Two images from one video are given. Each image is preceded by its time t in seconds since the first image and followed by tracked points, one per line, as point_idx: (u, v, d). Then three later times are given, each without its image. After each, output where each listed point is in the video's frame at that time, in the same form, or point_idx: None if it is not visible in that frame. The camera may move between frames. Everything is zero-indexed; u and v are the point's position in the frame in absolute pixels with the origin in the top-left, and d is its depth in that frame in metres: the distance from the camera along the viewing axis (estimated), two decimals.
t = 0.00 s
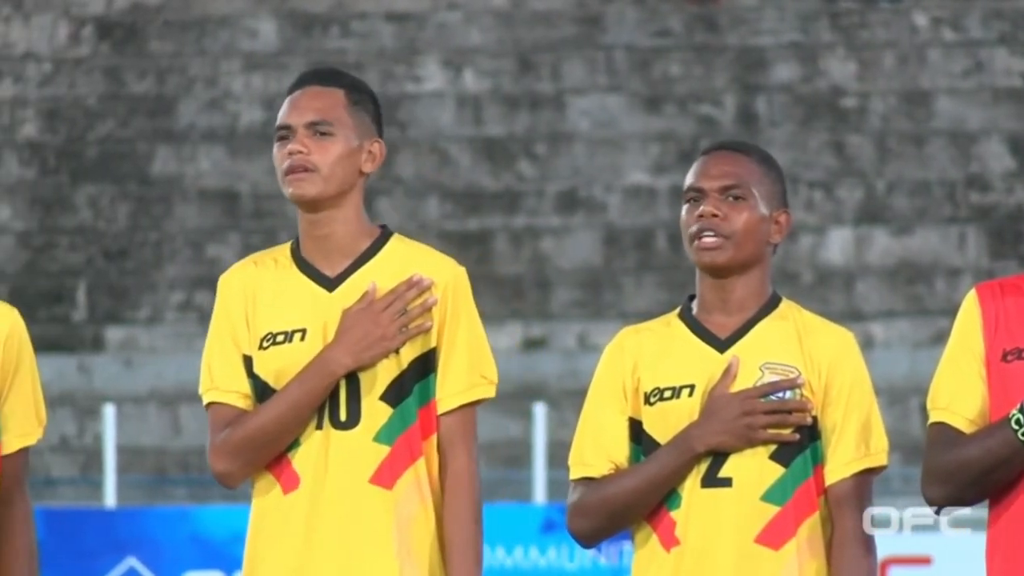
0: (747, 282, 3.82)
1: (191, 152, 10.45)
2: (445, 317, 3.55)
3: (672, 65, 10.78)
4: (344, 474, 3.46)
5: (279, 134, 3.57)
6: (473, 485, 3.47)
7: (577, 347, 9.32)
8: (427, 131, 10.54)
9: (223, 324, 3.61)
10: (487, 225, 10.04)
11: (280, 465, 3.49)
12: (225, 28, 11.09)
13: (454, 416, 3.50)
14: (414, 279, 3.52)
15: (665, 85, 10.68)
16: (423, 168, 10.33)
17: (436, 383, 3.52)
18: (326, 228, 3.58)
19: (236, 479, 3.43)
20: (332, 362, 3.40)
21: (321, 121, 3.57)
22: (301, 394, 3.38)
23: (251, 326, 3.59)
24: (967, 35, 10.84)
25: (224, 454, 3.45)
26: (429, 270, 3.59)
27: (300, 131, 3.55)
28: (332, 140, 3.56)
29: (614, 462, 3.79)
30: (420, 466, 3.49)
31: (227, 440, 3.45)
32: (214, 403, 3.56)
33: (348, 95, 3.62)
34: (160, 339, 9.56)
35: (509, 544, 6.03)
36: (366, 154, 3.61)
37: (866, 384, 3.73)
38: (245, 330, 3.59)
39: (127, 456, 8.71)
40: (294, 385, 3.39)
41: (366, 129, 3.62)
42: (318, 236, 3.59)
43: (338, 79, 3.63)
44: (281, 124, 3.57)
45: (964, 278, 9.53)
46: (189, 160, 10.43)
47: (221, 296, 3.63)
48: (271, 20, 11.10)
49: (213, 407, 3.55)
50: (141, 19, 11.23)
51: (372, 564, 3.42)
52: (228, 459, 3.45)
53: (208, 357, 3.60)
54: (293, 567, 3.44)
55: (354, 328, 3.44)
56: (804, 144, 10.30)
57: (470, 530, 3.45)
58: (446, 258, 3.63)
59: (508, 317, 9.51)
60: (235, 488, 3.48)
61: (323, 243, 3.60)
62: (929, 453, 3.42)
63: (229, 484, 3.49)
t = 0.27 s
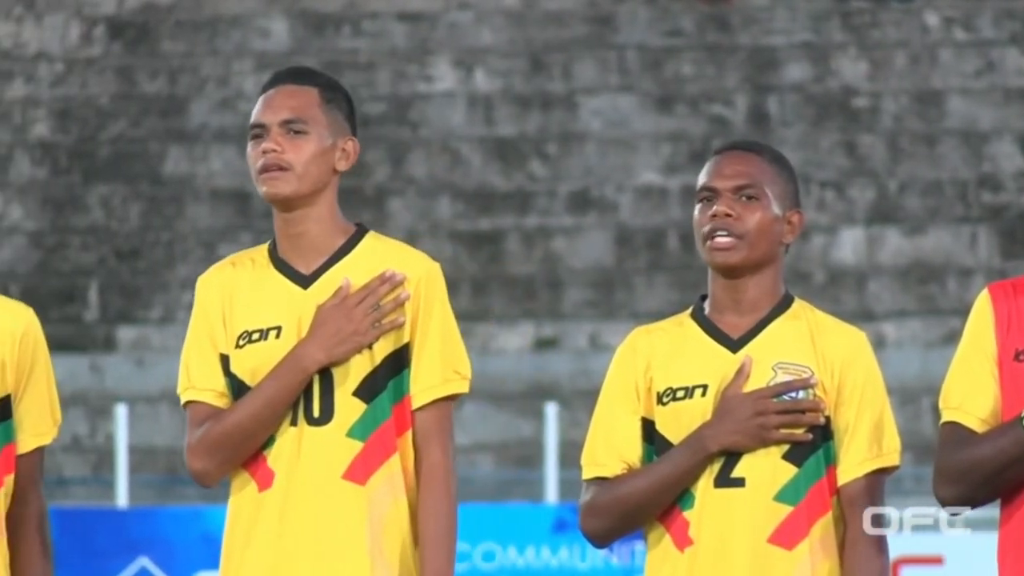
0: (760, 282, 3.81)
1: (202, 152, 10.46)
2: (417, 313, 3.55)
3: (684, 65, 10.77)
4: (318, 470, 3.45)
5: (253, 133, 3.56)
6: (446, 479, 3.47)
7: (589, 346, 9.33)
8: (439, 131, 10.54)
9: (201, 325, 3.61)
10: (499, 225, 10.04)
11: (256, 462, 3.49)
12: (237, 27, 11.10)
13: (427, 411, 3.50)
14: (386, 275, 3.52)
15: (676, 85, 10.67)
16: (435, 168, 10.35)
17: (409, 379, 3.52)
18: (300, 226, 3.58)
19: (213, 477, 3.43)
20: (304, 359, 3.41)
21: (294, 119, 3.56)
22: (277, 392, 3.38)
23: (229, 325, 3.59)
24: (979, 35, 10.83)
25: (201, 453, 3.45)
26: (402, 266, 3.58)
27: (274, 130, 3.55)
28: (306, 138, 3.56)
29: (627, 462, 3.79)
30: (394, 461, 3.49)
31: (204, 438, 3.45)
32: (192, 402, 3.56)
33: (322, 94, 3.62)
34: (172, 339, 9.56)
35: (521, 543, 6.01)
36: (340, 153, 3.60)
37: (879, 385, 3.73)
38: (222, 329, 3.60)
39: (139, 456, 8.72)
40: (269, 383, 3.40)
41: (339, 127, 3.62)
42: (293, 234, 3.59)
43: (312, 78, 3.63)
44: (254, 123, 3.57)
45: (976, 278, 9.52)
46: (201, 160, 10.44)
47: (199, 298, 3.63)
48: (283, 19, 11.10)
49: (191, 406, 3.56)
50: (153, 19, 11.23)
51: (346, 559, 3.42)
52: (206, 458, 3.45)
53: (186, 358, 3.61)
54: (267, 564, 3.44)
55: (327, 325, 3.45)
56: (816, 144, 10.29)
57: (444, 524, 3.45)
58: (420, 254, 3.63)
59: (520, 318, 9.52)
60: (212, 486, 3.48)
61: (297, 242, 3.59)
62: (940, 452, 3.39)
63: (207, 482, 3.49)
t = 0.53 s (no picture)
0: (779, 283, 3.80)
1: (219, 152, 10.48)
2: (400, 317, 3.48)
3: (700, 65, 10.76)
4: (302, 474, 3.38)
5: (238, 135, 3.52)
6: (430, 481, 3.39)
7: (605, 347, 9.32)
8: (455, 131, 10.54)
9: (186, 331, 3.55)
10: (516, 225, 10.04)
11: (242, 467, 3.42)
12: (253, 28, 11.14)
13: (411, 413, 3.42)
14: (369, 278, 3.46)
15: (693, 85, 10.66)
16: (452, 168, 10.34)
17: (393, 383, 3.44)
18: (284, 230, 3.52)
19: (197, 483, 3.37)
20: (289, 361, 3.35)
21: (280, 123, 3.52)
22: (261, 396, 3.33)
23: (213, 330, 3.53)
24: (995, 35, 10.83)
25: (185, 459, 3.39)
26: (385, 270, 3.52)
27: (260, 132, 3.50)
28: (291, 142, 3.51)
29: (644, 462, 3.79)
30: (379, 465, 3.41)
31: (189, 442, 3.39)
32: (177, 408, 3.50)
33: (307, 98, 3.57)
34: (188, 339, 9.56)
35: (537, 543, 6.00)
36: (324, 157, 3.55)
37: (895, 385, 3.72)
38: (207, 335, 3.54)
39: (154, 456, 8.72)
40: (253, 386, 3.34)
41: (324, 132, 3.57)
42: (276, 237, 3.53)
43: (297, 82, 3.58)
44: (239, 126, 3.52)
45: (992, 279, 9.48)
46: (217, 161, 10.47)
47: (184, 304, 3.57)
48: (299, 19, 11.14)
49: (176, 411, 3.49)
50: (168, 19, 11.28)
51: (328, 563, 3.34)
52: (192, 463, 3.39)
53: (171, 365, 3.54)
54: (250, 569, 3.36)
55: (310, 327, 3.39)
56: (832, 144, 10.25)
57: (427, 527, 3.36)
58: (404, 259, 3.56)
59: (537, 318, 9.52)
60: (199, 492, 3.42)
61: (281, 246, 3.54)
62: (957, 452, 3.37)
63: (196, 488, 3.43)
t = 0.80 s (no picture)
0: (799, 283, 3.77)
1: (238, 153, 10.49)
2: (403, 318, 3.47)
3: (720, 65, 10.75)
4: (305, 476, 3.38)
5: (240, 137, 3.50)
6: (434, 481, 3.39)
7: (625, 347, 9.34)
8: (475, 131, 10.53)
9: (190, 333, 3.54)
10: (535, 224, 10.03)
11: (246, 469, 3.42)
12: (273, 28, 11.18)
13: (415, 415, 3.43)
14: (371, 279, 3.44)
15: (712, 85, 10.64)
16: (471, 168, 10.34)
17: (396, 383, 3.44)
18: (285, 232, 3.51)
19: (203, 485, 3.37)
20: (291, 364, 3.34)
21: (281, 124, 3.50)
22: (264, 399, 3.32)
23: (217, 332, 3.52)
24: (1014, 35, 10.82)
25: (190, 462, 3.39)
26: (387, 270, 3.50)
27: (261, 134, 3.49)
28: (293, 143, 3.49)
29: (664, 462, 3.76)
30: (382, 466, 3.41)
31: (194, 445, 3.39)
32: (183, 411, 3.50)
33: (309, 101, 3.55)
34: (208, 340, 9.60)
35: (557, 543, 6.00)
36: (326, 159, 3.53)
37: (915, 386, 3.69)
38: (210, 337, 3.52)
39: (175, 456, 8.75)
40: (256, 389, 3.33)
41: (326, 133, 3.55)
42: (277, 240, 3.52)
43: (298, 84, 3.56)
44: (241, 128, 3.51)
45: (1011, 279, 9.48)
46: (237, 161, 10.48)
47: (188, 307, 3.56)
48: (318, 19, 11.13)
49: (181, 414, 3.49)
50: (188, 19, 11.30)
51: (333, 565, 3.34)
52: (197, 466, 3.38)
53: (175, 368, 3.53)
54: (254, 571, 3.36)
55: (313, 330, 3.38)
56: (851, 144, 10.24)
57: (431, 528, 3.37)
58: (406, 259, 3.54)
59: (557, 317, 9.51)
60: (204, 494, 3.42)
61: (283, 249, 3.53)
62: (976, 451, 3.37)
63: (200, 491, 3.43)
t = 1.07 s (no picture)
0: (813, 283, 3.76)
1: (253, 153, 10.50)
2: (416, 320, 3.49)
3: (734, 64, 10.74)
4: (317, 477, 3.38)
5: (251, 137, 3.50)
6: (446, 483, 3.41)
7: (639, 346, 9.39)
8: (490, 130, 10.53)
9: (198, 334, 3.53)
10: (550, 224, 10.05)
11: (257, 470, 3.42)
12: (287, 27, 11.14)
13: (427, 417, 3.44)
14: (385, 281, 3.45)
15: (727, 85, 10.64)
16: (486, 167, 10.35)
17: (409, 385, 3.46)
18: (296, 234, 3.50)
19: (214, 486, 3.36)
20: (305, 364, 3.34)
21: (293, 124, 3.50)
22: (277, 399, 3.32)
23: (227, 332, 3.51)
24: None
25: (200, 462, 3.38)
26: (398, 272, 3.51)
27: (273, 133, 3.49)
28: (304, 143, 3.49)
29: (678, 462, 3.76)
30: (393, 467, 3.42)
31: (204, 446, 3.38)
32: (190, 412, 3.49)
33: (320, 102, 3.55)
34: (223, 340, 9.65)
35: (572, 543, 5.99)
36: (336, 161, 3.53)
37: (929, 385, 3.68)
38: (220, 339, 3.51)
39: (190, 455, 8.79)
40: (269, 390, 3.33)
41: (337, 135, 3.55)
42: (287, 240, 3.52)
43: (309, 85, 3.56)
44: (253, 127, 3.50)
45: None
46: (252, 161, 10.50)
47: (196, 306, 3.55)
48: (333, 19, 11.14)
49: (189, 415, 3.48)
50: (204, 18, 11.26)
51: (345, 566, 3.35)
52: (207, 467, 3.37)
53: (184, 369, 3.52)
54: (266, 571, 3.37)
55: (326, 331, 3.38)
56: (866, 143, 10.27)
57: (444, 529, 3.38)
58: (416, 261, 3.55)
59: (571, 317, 9.53)
60: (213, 496, 3.41)
61: (293, 250, 3.52)
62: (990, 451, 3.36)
63: (209, 493, 3.42)
